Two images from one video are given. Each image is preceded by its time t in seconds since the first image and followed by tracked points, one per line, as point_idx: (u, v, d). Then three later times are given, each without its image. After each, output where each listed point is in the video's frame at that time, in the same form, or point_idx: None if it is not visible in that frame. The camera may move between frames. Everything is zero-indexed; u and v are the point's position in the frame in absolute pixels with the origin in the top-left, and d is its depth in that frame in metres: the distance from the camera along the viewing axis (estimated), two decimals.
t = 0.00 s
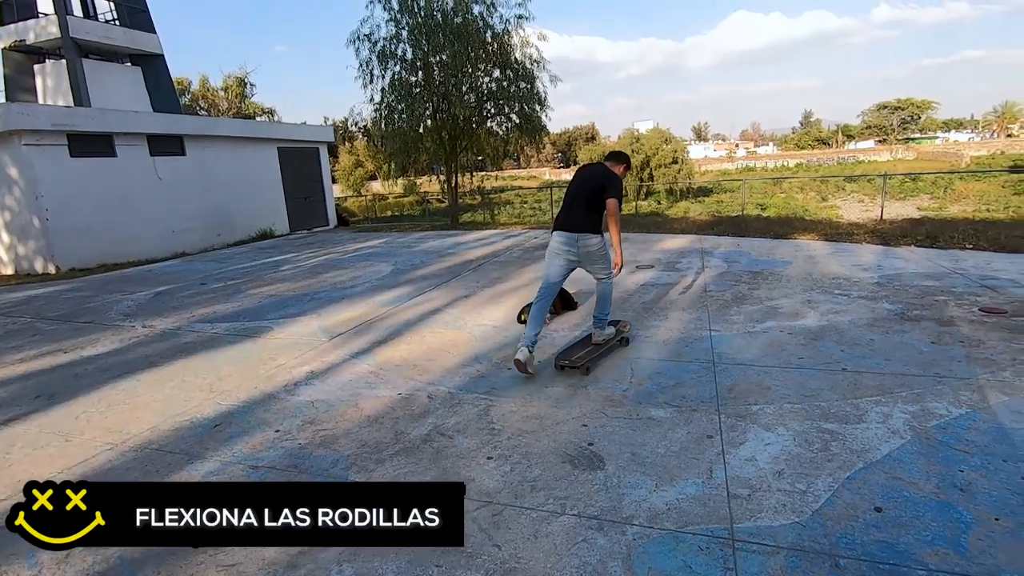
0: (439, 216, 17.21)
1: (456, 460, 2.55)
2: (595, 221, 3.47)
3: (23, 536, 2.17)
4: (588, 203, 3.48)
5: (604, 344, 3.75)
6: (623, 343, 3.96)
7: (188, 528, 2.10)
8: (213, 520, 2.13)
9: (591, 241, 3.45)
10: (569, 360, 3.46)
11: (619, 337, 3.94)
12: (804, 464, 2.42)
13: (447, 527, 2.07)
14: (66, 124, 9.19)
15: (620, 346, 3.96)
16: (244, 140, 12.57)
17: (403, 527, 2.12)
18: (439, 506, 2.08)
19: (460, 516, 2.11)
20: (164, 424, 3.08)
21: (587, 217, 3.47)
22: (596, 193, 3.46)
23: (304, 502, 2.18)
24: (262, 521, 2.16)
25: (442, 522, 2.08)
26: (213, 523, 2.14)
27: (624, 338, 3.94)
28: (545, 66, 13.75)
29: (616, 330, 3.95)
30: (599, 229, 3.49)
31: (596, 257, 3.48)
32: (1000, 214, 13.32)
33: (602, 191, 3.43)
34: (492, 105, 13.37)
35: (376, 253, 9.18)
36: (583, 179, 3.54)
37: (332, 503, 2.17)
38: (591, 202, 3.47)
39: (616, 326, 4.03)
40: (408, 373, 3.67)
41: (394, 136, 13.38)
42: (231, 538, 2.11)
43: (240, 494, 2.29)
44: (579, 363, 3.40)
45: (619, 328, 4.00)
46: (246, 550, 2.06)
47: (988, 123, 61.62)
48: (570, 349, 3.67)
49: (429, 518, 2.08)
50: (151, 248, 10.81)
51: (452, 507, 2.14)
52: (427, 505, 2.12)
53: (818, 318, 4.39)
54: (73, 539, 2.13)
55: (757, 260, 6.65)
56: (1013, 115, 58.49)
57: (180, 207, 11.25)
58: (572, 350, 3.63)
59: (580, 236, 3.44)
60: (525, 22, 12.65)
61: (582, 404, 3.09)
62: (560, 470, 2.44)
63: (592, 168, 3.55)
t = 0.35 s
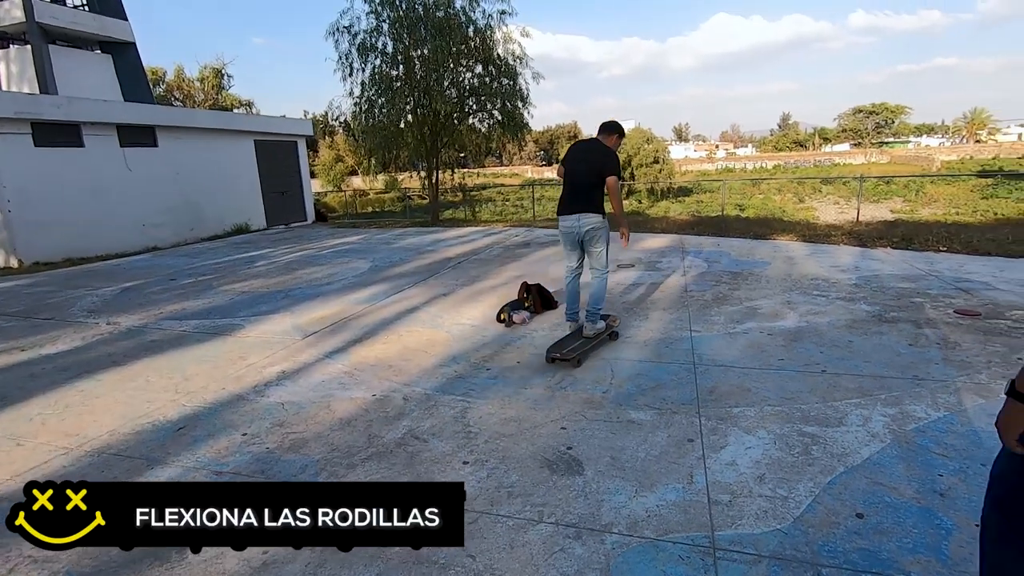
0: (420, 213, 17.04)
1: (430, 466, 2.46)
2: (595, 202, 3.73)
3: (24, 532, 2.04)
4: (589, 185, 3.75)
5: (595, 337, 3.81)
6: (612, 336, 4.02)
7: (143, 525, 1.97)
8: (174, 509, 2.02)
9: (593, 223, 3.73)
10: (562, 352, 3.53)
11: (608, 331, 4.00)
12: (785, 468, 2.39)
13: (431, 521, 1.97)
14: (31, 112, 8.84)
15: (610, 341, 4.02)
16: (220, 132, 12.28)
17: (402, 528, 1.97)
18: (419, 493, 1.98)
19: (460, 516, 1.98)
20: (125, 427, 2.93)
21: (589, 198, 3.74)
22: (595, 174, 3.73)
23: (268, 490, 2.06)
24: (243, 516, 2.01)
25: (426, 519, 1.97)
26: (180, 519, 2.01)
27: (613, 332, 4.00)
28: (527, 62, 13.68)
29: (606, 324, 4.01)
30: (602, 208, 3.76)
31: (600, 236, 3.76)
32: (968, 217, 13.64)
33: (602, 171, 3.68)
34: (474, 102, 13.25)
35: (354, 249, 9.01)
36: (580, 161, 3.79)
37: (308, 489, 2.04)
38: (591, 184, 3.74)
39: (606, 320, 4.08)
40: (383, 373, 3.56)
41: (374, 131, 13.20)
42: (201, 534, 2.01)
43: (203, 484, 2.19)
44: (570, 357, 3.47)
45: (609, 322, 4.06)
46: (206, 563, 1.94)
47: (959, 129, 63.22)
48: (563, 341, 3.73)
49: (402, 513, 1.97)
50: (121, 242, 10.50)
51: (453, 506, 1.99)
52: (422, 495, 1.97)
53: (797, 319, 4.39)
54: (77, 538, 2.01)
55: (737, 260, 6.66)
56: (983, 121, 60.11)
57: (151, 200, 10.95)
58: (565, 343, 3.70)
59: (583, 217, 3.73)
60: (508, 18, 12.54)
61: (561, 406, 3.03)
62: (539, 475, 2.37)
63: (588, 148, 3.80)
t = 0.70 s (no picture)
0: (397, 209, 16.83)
1: (415, 474, 2.35)
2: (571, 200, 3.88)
3: (24, 533, 1.97)
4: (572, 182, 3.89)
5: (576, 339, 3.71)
6: (595, 337, 3.92)
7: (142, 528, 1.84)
8: (173, 510, 1.90)
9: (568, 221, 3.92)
10: (543, 355, 3.41)
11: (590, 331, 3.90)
12: (779, 471, 2.34)
13: (431, 521, 1.89)
14: None
15: (592, 341, 3.93)
16: (188, 124, 11.91)
17: (402, 528, 1.87)
18: (417, 491, 1.88)
19: (461, 516, 1.91)
20: (85, 436, 2.75)
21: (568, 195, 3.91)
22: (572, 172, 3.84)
23: (267, 489, 1.93)
24: (243, 516, 1.89)
25: (426, 519, 1.88)
26: (180, 519, 1.90)
27: (595, 332, 3.91)
28: (506, 57, 13.55)
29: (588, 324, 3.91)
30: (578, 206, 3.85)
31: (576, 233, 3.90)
32: (933, 216, 14.02)
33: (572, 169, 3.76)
34: (452, 96, 13.09)
35: (329, 246, 8.80)
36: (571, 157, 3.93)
37: (307, 488, 1.92)
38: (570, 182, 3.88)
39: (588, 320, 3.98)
40: (362, 375, 3.43)
41: (350, 125, 12.95)
42: (201, 534, 1.89)
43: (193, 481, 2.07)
44: (552, 359, 3.35)
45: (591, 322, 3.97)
46: None
47: (922, 129, 65.10)
48: (544, 343, 3.61)
49: (401, 514, 1.88)
50: (85, 238, 10.10)
51: (453, 506, 1.91)
52: (421, 494, 1.88)
53: (781, 316, 4.38)
54: (78, 538, 1.92)
55: (717, 258, 6.66)
56: (945, 122, 62.02)
57: (116, 194, 10.56)
58: (547, 344, 3.58)
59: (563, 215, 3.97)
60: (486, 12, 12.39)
61: (548, 409, 2.94)
62: (528, 483, 2.28)
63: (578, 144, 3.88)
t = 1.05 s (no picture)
0: (378, 213, 16.58)
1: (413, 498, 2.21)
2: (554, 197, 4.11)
3: (23, 532, 2.01)
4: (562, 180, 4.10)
5: (574, 345, 3.65)
6: (591, 345, 3.84)
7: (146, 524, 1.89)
8: (174, 509, 1.96)
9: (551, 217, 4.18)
10: (542, 364, 3.31)
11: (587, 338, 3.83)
12: (792, 488, 2.26)
13: (431, 521, 1.95)
14: None
15: (590, 349, 3.84)
16: (164, 125, 11.62)
17: (402, 528, 1.93)
18: (419, 491, 1.97)
19: (461, 515, 1.98)
20: (53, 459, 2.56)
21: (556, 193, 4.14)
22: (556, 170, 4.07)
23: (268, 491, 2.01)
24: (243, 516, 1.95)
25: (426, 519, 1.95)
26: (180, 519, 1.95)
27: (591, 340, 3.83)
28: (490, 60, 13.43)
29: (583, 332, 3.85)
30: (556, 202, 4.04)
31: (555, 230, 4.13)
32: (907, 219, 14.29)
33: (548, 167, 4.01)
34: (436, 98, 12.94)
35: (311, 251, 8.58)
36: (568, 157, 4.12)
37: (308, 490, 2.00)
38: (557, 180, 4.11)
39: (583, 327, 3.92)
40: (351, 389, 3.28)
41: (331, 127, 12.71)
42: (202, 534, 1.94)
43: (194, 485, 2.14)
44: (551, 368, 3.25)
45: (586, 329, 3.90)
46: None
47: (893, 134, 66.64)
48: (542, 351, 3.52)
49: (401, 514, 1.94)
50: (53, 243, 9.71)
51: (453, 505, 1.99)
52: (422, 494, 1.98)
53: (776, 323, 4.33)
54: (78, 538, 1.95)
55: (707, 263, 6.62)
56: (914, 127, 63.63)
57: (86, 197, 10.21)
58: (544, 352, 3.49)
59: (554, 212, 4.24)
60: (471, 14, 12.28)
61: (548, 423, 2.82)
62: (533, 504, 2.17)
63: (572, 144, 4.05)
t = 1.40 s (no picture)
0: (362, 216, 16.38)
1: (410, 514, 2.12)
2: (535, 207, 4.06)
3: (23, 532, 2.02)
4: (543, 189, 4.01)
5: (569, 348, 3.58)
6: (587, 347, 3.78)
7: (147, 524, 1.89)
8: (174, 510, 1.96)
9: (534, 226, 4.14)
10: (538, 368, 3.24)
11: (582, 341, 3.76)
12: (797, 495, 2.20)
13: (431, 521, 1.94)
14: None
15: (585, 353, 3.78)
16: (141, 128, 11.38)
17: (402, 527, 1.93)
18: (420, 491, 1.98)
19: (461, 515, 1.97)
20: (24, 479, 2.42)
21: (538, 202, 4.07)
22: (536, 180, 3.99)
23: (268, 490, 1.99)
24: (243, 516, 1.93)
25: (426, 519, 1.94)
26: (180, 519, 1.94)
27: (587, 343, 3.77)
28: (474, 61, 13.35)
29: (579, 334, 3.78)
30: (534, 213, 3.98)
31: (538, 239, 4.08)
32: (886, 218, 14.50)
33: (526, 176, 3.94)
34: (420, 100, 12.82)
35: (294, 255, 8.41)
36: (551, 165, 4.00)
37: (309, 490, 1.99)
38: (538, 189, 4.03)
39: (578, 331, 3.85)
40: (340, 398, 3.17)
41: (314, 128, 12.51)
42: (202, 534, 1.92)
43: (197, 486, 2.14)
44: (547, 373, 3.18)
45: (581, 331, 3.84)
46: None
47: (869, 136, 67.76)
48: (538, 356, 3.45)
49: (400, 514, 1.95)
50: (25, 248, 9.40)
51: (453, 505, 1.98)
52: (422, 493, 1.98)
53: (769, 325, 4.30)
54: (78, 538, 1.96)
55: (696, 264, 6.60)
56: (890, 129, 64.72)
57: (59, 201, 9.92)
58: (540, 356, 3.42)
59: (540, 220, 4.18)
60: (454, 14, 12.19)
61: (545, 431, 2.75)
62: (534, 517, 2.09)
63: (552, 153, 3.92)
